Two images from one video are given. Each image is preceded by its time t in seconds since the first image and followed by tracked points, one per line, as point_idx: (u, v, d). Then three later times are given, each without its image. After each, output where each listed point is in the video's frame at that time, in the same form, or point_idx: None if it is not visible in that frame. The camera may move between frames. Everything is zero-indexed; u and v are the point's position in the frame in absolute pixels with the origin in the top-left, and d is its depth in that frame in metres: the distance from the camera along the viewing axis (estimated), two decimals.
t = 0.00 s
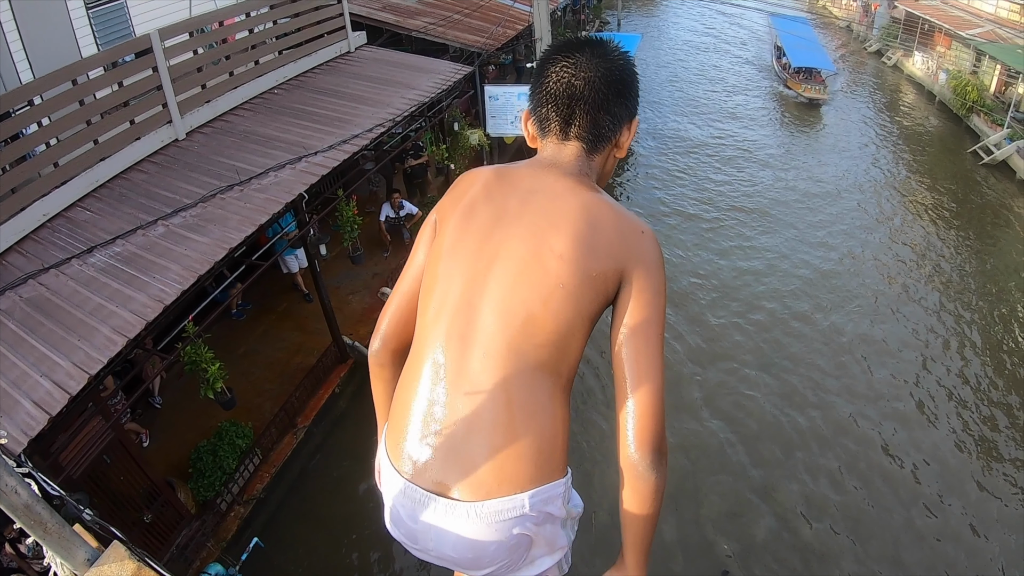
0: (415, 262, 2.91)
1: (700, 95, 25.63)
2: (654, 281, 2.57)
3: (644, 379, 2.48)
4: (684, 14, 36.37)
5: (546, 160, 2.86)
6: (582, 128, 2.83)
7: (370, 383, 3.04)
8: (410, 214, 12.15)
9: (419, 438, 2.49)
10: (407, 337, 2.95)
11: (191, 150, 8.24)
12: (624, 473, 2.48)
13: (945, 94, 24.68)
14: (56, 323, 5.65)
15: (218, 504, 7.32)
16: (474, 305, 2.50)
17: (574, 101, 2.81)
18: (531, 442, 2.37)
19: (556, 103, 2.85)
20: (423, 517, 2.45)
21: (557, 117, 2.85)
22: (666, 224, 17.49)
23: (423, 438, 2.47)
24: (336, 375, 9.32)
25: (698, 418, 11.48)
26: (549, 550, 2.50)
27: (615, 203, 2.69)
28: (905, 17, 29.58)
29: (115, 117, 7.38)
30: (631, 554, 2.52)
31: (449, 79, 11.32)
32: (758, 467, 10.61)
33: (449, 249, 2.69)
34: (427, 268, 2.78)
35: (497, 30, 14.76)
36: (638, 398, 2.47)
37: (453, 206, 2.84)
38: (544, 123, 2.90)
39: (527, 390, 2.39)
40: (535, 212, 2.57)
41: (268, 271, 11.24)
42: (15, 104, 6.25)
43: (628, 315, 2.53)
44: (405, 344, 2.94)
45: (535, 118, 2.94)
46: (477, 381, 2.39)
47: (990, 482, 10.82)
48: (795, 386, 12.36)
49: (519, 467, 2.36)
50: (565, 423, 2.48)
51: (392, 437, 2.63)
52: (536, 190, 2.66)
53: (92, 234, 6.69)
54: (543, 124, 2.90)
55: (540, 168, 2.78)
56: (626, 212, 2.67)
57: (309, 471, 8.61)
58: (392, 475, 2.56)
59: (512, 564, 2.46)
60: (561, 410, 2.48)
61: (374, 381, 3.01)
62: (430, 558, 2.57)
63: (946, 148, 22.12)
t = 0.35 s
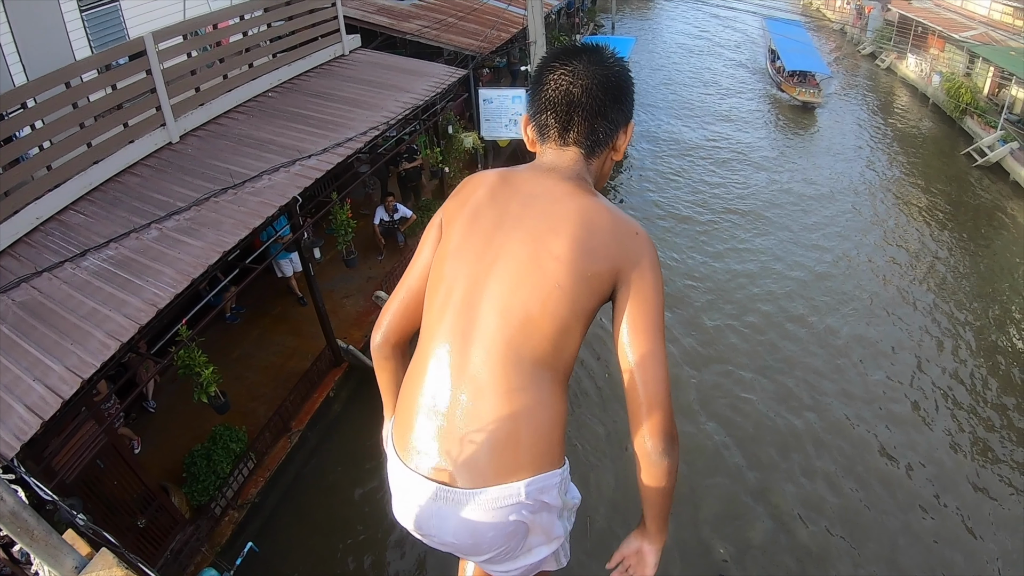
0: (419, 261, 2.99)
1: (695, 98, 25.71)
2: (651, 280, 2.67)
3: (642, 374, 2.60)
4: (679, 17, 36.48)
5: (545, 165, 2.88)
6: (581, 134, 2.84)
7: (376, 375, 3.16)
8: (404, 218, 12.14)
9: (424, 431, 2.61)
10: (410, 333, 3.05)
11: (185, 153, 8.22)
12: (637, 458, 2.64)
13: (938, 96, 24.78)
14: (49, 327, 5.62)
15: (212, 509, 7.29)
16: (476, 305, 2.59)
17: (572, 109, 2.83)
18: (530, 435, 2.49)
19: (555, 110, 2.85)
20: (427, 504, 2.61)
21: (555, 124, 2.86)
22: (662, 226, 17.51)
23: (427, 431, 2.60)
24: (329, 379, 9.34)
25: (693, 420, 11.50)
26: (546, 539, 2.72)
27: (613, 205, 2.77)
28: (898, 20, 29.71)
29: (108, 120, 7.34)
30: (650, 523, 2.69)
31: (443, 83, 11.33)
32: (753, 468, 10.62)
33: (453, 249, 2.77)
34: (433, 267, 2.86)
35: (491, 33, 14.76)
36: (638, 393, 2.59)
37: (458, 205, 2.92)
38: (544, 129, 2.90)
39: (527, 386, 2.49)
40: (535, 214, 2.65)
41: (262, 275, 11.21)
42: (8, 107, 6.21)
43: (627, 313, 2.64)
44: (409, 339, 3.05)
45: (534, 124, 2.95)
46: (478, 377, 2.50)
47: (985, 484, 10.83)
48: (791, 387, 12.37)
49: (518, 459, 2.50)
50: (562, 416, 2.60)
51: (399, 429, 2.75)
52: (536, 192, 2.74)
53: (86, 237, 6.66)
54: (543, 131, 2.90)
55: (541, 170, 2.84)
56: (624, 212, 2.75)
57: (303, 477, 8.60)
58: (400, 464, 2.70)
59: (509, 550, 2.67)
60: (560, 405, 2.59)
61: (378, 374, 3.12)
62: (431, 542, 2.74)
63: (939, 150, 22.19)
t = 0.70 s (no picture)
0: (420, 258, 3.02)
1: (689, 100, 25.78)
2: (649, 271, 2.69)
3: (642, 363, 2.62)
4: (672, 20, 36.59)
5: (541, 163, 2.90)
6: (576, 134, 2.85)
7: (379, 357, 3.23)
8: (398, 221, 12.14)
9: (427, 421, 2.67)
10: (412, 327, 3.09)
11: (178, 157, 8.20)
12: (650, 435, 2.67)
13: (931, 98, 24.88)
14: (41, 332, 5.59)
15: (206, 514, 7.26)
16: (476, 299, 2.63)
17: (567, 109, 2.84)
18: (529, 424, 2.53)
19: (550, 111, 2.87)
20: (428, 487, 2.67)
21: (551, 124, 2.87)
22: (656, 228, 17.53)
23: (430, 419, 2.66)
24: (323, 384, 9.33)
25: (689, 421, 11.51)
26: (540, 525, 2.75)
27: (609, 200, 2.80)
28: (891, 22, 29.83)
29: (101, 123, 7.31)
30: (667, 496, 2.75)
31: (436, 86, 11.34)
32: (749, 469, 10.64)
33: (457, 244, 2.80)
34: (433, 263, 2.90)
35: (483, 36, 14.76)
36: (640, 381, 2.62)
37: (461, 199, 2.94)
38: (539, 129, 2.91)
39: (526, 377, 2.54)
40: (534, 211, 2.69)
41: (256, 278, 11.18)
42: None
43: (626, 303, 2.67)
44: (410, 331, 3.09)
45: (529, 124, 2.96)
46: (478, 368, 2.55)
47: (980, 483, 10.86)
48: (785, 389, 12.39)
49: (515, 447, 2.53)
50: (561, 406, 2.63)
51: (404, 419, 2.81)
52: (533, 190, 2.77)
53: (78, 242, 6.62)
54: (539, 132, 2.91)
55: (538, 168, 2.88)
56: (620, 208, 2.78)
57: (296, 483, 8.58)
58: (404, 450, 2.76)
59: (505, 534, 2.70)
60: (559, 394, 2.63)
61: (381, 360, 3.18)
62: (431, 524, 2.78)
63: (932, 152, 22.28)
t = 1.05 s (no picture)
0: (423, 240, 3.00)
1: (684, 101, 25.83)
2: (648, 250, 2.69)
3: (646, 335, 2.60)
4: (667, 21, 36.67)
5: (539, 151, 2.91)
6: (573, 124, 2.85)
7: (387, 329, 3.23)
8: (393, 222, 12.12)
9: (432, 398, 2.67)
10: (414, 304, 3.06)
11: (171, 158, 8.17)
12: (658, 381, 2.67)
13: (925, 98, 24.97)
14: (33, 334, 5.56)
15: (201, 516, 7.25)
16: (480, 281, 2.65)
17: (563, 100, 2.84)
18: (531, 399, 2.52)
19: (546, 103, 2.86)
20: (433, 458, 2.65)
21: (547, 115, 2.87)
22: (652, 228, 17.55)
23: (435, 396, 2.66)
24: (318, 385, 9.29)
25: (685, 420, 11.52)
26: (537, 496, 2.69)
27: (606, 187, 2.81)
28: (886, 22, 29.91)
29: (94, 125, 7.28)
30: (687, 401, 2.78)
31: (430, 87, 11.33)
32: (745, 469, 10.65)
33: (461, 227, 2.81)
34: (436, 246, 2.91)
35: (478, 37, 14.76)
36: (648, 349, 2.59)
37: (463, 185, 2.95)
38: (537, 119, 2.91)
39: (528, 354, 2.54)
40: (535, 195, 2.71)
41: (250, 280, 11.14)
42: None
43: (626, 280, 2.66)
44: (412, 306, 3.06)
45: (526, 114, 2.96)
46: (483, 348, 2.56)
47: (976, 482, 10.88)
48: (781, 388, 12.40)
49: (519, 422, 2.51)
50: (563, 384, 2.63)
51: (409, 397, 2.81)
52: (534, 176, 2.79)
53: (70, 243, 6.59)
54: (537, 122, 2.91)
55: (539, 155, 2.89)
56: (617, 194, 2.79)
57: (291, 485, 8.55)
58: (410, 426, 2.75)
59: (506, 500, 2.65)
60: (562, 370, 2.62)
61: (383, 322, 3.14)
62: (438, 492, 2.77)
63: (927, 152, 22.34)
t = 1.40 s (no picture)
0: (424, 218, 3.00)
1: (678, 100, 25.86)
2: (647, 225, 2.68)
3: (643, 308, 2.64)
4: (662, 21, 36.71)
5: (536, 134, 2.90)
6: (567, 108, 2.83)
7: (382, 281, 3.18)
8: (388, 222, 12.10)
9: (437, 371, 2.73)
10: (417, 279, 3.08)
11: (165, 158, 8.14)
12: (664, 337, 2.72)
13: (920, 97, 25.04)
14: (26, 335, 5.53)
15: (196, 518, 7.21)
16: (483, 261, 2.67)
17: (558, 86, 2.83)
18: (533, 373, 2.57)
19: (539, 88, 2.84)
20: (438, 424, 2.70)
21: (542, 100, 2.85)
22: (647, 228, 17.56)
23: (441, 369, 2.71)
24: (313, 386, 9.25)
25: (681, 419, 11.53)
26: (536, 465, 2.73)
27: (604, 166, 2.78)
28: (880, 22, 29.99)
29: (87, 125, 7.25)
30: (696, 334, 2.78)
31: (425, 87, 11.31)
32: (741, 467, 10.67)
33: (463, 207, 2.82)
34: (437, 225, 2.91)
35: (472, 36, 14.74)
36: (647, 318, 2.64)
37: (464, 165, 2.92)
38: (533, 103, 2.89)
39: (530, 331, 2.59)
40: (534, 177, 2.70)
41: (245, 280, 11.12)
42: None
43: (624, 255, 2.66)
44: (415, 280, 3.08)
45: (521, 98, 2.94)
46: (487, 325, 2.60)
47: (971, 480, 10.91)
48: (776, 387, 12.43)
49: (521, 394, 2.56)
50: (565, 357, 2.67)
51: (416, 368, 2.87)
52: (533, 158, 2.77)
53: (64, 244, 6.56)
54: (532, 104, 2.89)
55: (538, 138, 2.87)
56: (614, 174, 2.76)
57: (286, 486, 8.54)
58: (418, 395, 2.81)
59: (505, 467, 2.69)
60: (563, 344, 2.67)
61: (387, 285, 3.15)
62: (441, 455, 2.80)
63: (921, 151, 22.40)
